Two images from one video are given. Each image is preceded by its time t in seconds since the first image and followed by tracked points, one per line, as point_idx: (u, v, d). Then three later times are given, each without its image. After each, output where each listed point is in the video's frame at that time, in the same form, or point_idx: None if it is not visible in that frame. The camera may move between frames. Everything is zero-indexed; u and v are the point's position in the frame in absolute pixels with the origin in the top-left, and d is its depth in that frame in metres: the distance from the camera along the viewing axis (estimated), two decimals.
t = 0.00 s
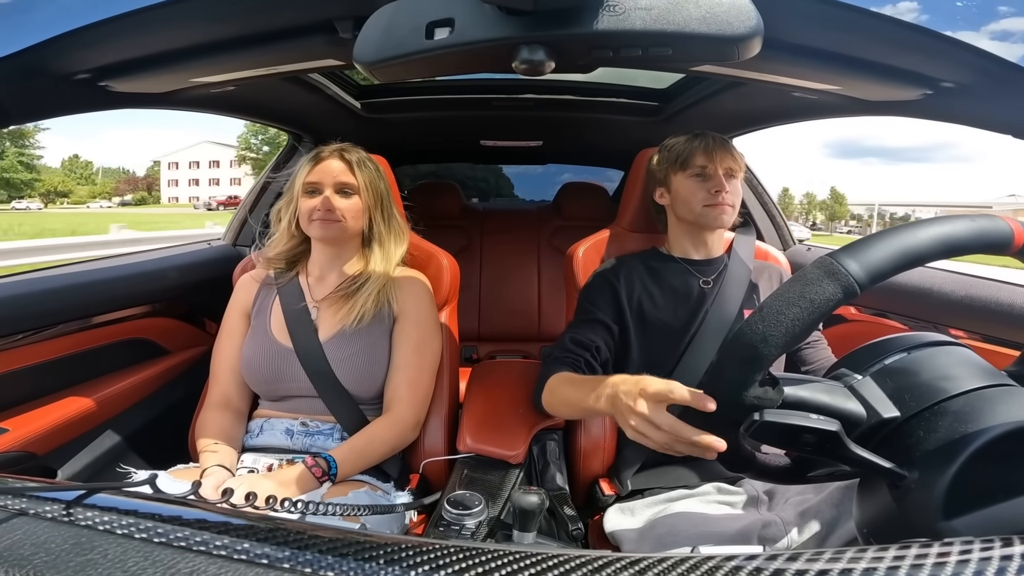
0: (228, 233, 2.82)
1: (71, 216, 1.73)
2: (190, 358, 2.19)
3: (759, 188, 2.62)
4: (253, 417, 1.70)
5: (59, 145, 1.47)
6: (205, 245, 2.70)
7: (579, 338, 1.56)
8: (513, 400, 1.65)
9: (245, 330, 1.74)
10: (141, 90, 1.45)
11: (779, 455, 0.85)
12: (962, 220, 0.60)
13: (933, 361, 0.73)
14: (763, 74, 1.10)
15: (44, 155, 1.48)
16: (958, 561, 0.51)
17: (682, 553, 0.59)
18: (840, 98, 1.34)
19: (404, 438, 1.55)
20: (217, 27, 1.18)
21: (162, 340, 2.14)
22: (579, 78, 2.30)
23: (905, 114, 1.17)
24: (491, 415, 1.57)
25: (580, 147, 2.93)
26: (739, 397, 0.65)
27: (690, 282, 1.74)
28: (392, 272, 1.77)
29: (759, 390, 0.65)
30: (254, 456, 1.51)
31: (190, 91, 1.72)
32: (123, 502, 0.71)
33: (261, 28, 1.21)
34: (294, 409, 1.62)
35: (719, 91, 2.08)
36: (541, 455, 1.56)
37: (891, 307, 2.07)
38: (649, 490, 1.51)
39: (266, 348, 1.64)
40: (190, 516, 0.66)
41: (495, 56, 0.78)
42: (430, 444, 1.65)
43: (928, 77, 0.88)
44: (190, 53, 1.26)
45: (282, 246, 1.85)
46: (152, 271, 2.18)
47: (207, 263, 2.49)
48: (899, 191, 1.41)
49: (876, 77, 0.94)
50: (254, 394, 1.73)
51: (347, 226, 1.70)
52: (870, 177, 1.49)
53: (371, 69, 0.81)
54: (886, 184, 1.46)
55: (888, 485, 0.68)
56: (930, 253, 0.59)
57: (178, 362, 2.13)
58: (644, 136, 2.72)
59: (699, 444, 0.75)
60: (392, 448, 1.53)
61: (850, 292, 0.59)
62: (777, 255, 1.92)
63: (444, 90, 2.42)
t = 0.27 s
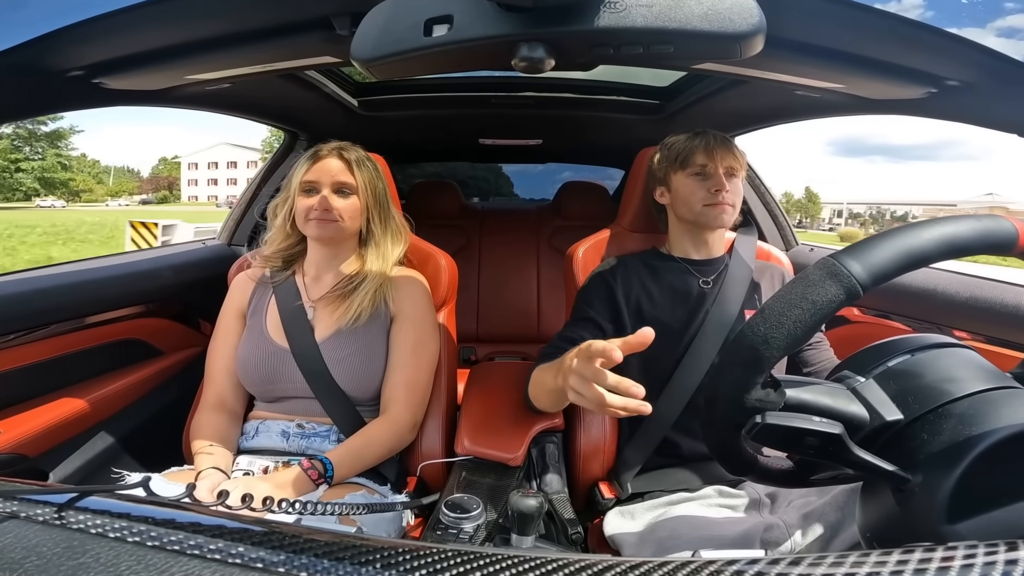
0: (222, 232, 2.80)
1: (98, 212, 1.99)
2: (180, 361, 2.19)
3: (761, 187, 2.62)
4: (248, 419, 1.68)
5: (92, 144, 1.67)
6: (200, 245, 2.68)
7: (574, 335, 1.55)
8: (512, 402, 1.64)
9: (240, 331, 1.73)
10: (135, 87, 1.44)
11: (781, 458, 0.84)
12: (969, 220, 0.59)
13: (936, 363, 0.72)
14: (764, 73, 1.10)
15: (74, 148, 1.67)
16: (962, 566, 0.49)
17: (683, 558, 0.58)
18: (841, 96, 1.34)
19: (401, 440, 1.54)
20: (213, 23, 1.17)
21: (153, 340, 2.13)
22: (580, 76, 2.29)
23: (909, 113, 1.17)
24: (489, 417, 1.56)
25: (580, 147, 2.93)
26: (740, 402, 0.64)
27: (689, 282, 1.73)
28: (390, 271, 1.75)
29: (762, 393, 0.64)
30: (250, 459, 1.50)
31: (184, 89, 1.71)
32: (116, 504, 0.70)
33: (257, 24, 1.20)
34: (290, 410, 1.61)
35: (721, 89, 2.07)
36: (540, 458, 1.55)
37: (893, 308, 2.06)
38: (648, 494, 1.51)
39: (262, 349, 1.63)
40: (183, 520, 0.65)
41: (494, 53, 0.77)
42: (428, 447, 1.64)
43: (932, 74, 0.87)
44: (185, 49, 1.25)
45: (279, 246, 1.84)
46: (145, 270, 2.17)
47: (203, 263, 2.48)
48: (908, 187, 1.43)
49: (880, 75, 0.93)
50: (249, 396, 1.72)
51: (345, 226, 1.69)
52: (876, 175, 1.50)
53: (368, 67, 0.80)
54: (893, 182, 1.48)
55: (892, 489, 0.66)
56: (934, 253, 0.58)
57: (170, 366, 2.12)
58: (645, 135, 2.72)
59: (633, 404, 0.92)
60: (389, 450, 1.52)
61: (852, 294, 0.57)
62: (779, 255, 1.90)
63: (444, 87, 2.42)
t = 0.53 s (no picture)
0: (218, 233, 2.80)
1: (113, 210, 2.04)
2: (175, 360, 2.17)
3: (764, 186, 2.61)
4: (244, 421, 1.67)
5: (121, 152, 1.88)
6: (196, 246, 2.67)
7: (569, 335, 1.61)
8: (511, 405, 1.63)
9: (236, 331, 1.72)
10: (129, 85, 1.43)
11: (784, 461, 0.83)
12: (976, 220, 0.57)
13: (942, 365, 0.71)
14: (768, 71, 1.09)
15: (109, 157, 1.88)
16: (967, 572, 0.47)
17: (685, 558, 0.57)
18: (846, 94, 1.33)
19: (399, 443, 1.53)
20: (208, 20, 1.16)
21: (151, 344, 2.13)
22: (581, 74, 2.28)
23: (914, 112, 1.16)
24: (488, 421, 1.54)
25: (581, 146, 2.92)
26: (741, 405, 0.63)
27: (690, 283, 1.72)
28: (388, 272, 1.74)
29: (763, 395, 0.63)
30: (246, 462, 1.49)
31: (179, 87, 1.70)
32: (108, 508, 0.68)
33: (253, 22, 1.19)
34: (285, 413, 1.60)
35: (725, 86, 2.06)
36: (540, 461, 1.54)
37: (898, 309, 2.05)
38: (649, 498, 1.50)
39: (258, 350, 1.62)
40: (176, 523, 0.63)
41: (493, 51, 0.76)
42: (425, 450, 1.62)
43: (938, 73, 0.86)
44: (180, 47, 1.24)
45: (275, 245, 1.83)
46: (140, 270, 2.17)
47: (198, 263, 2.47)
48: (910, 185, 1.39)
49: (885, 74, 0.93)
50: (245, 398, 1.71)
51: (343, 225, 1.68)
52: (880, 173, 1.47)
53: (365, 65, 0.79)
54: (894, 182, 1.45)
55: (896, 493, 0.65)
56: (938, 254, 0.57)
57: (165, 367, 2.11)
58: (646, 134, 2.71)
59: (567, 297, 1.20)
60: (387, 452, 1.51)
61: (854, 295, 0.56)
62: (781, 255, 1.90)
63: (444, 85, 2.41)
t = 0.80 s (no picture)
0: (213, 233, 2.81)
1: (135, 208, 2.14)
2: (167, 362, 2.15)
3: (767, 186, 2.59)
4: (238, 423, 1.66)
5: (156, 150, 2.02)
6: (191, 246, 2.66)
7: (557, 329, 1.61)
8: (509, 407, 1.62)
9: (231, 331, 1.71)
10: (122, 82, 1.43)
11: (786, 464, 0.82)
12: (981, 220, 0.56)
13: (945, 367, 0.70)
14: (770, 69, 1.08)
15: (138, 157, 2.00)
16: None
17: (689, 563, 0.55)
18: (850, 92, 1.32)
19: (396, 445, 1.52)
20: (203, 16, 1.15)
21: (145, 344, 2.13)
22: (581, 71, 2.27)
23: (918, 111, 1.15)
24: (486, 423, 1.53)
25: (582, 144, 2.91)
26: (742, 408, 0.62)
27: (689, 282, 1.72)
28: (385, 271, 1.73)
29: (764, 399, 0.61)
30: (241, 463, 1.49)
31: (174, 84, 1.69)
32: (101, 510, 0.67)
33: (248, 18, 1.18)
34: (281, 414, 1.59)
35: (727, 84, 2.04)
36: (539, 464, 1.53)
37: (901, 310, 2.04)
38: (649, 501, 1.49)
39: (253, 350, 1.61)
40: (169, 526, 0.62)
41: (493, 48, 0.75)
42: (423, 452, 1.61)
43: (943, 71, 0.86)
44: (174, 44, 1.23)
45: (269, 243, 1.82)
46: (132, 270, 2.17)
47: (191, 262, 2.46)
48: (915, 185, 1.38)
49: (889, 73, 0.92)
50: (240, 399, 1.70)
51: (340, 224, 1.67)
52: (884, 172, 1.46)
53: (363, 62, 0.78)
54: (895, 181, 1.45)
55: (899, 496, 0.64)
56: (941, 255, 0.56)
57: (157, 369, 2.09)
58: (647, 133, 2.70)
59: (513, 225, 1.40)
60: (385, 454, 1.50)
61: (856, 298, 0.55)
62: (783, 255, 1.89)
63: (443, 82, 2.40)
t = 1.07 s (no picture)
0: (206, 232, 2.80)
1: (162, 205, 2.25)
2: (167, 361, 2.15)
3: (770, 185, 2.57)
4: (233, 424, 1.65)
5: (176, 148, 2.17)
6: (185, 245, 2.65)
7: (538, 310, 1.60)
8: (508, 408, 1.61)
9: (226, 331, 1.70)
10: (115, 78, 1.42)
11: (789, 465, 0.80)
12: (987, 219, 0.55)
13: (949, 367, 0.69)
14: (771, 65, 1.07)
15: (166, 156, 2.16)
16: None
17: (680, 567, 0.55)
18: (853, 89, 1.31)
19: (393, 447, 1.51)
20: (198, 13, 1.14)
21: (135, 344, 2.10)
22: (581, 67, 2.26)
23: (920, 107, 1.15)
24: (485, 425, 1.52)
25: (581, 142, 2.90)
26: (743, 409, 0.60)
27: (690, 281, 1.71)
28: (383, 271, 1.73)
29: (766, 399, 0.60)
30: (236, 466, 1.48)
31: (167, 81, 1.68)
32: (94, 513, 0.66)
33: (244, 14, 1.17)
34: (276, 416, 1.58)
35: (729, 81, 2.03)
36: (538, 466, 1.52)
37: (904, 310, 2.03)
38: (651, 503, 1.47)
39: (248, 352, 1.60)
40: (164, 530, 0.61)
41: (491, 45, 0.74)
42: (420, 455, 1.60)
43: (947, 67, 0.85)
44: (169, 40, 1.22)
45: (264, 240, 1.81)
46: (126, 270, 2.15)
47: (185, 262, 2.45)
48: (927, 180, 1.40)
49: (895, 70, 0.91)
50: (234, 401, 1.69)
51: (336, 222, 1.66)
52: (895, 165, 1.48)
53: (359, 59, 0.77)
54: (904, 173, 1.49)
55: (903, 499, 0.63)
56: (945, 254, 0.55)
57: (154, 367, 2.09)
58: (647, 130, 2.69)
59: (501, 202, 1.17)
60: (380, 456, 1.48)
61: (860, 298, 0.54)
62: (785, 254, 1.89)
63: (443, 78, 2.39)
